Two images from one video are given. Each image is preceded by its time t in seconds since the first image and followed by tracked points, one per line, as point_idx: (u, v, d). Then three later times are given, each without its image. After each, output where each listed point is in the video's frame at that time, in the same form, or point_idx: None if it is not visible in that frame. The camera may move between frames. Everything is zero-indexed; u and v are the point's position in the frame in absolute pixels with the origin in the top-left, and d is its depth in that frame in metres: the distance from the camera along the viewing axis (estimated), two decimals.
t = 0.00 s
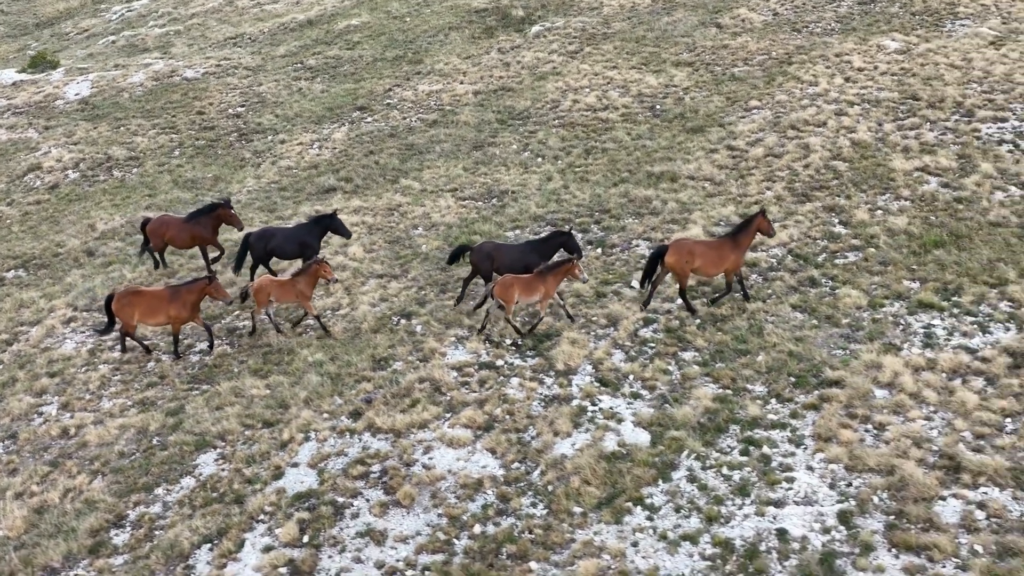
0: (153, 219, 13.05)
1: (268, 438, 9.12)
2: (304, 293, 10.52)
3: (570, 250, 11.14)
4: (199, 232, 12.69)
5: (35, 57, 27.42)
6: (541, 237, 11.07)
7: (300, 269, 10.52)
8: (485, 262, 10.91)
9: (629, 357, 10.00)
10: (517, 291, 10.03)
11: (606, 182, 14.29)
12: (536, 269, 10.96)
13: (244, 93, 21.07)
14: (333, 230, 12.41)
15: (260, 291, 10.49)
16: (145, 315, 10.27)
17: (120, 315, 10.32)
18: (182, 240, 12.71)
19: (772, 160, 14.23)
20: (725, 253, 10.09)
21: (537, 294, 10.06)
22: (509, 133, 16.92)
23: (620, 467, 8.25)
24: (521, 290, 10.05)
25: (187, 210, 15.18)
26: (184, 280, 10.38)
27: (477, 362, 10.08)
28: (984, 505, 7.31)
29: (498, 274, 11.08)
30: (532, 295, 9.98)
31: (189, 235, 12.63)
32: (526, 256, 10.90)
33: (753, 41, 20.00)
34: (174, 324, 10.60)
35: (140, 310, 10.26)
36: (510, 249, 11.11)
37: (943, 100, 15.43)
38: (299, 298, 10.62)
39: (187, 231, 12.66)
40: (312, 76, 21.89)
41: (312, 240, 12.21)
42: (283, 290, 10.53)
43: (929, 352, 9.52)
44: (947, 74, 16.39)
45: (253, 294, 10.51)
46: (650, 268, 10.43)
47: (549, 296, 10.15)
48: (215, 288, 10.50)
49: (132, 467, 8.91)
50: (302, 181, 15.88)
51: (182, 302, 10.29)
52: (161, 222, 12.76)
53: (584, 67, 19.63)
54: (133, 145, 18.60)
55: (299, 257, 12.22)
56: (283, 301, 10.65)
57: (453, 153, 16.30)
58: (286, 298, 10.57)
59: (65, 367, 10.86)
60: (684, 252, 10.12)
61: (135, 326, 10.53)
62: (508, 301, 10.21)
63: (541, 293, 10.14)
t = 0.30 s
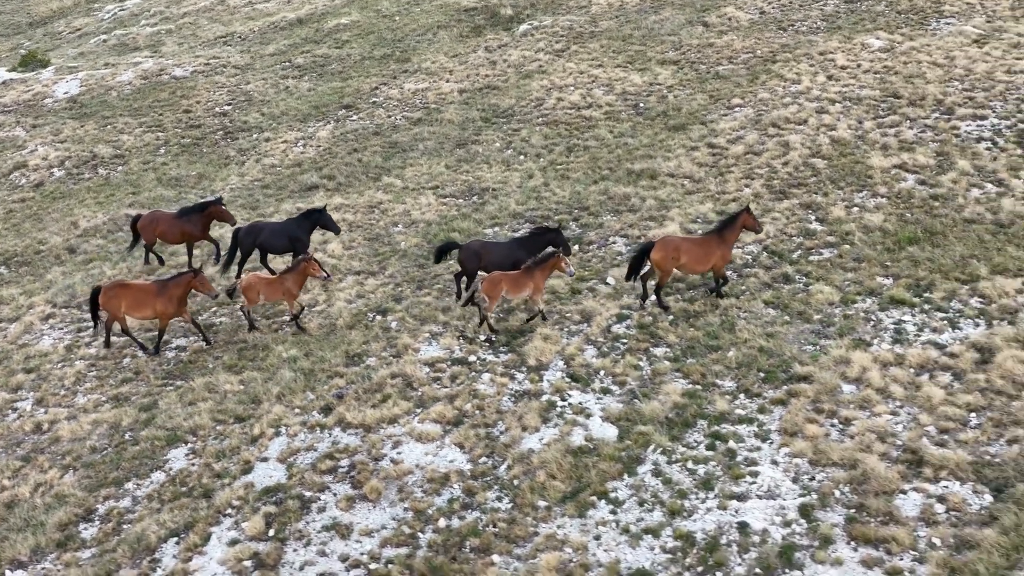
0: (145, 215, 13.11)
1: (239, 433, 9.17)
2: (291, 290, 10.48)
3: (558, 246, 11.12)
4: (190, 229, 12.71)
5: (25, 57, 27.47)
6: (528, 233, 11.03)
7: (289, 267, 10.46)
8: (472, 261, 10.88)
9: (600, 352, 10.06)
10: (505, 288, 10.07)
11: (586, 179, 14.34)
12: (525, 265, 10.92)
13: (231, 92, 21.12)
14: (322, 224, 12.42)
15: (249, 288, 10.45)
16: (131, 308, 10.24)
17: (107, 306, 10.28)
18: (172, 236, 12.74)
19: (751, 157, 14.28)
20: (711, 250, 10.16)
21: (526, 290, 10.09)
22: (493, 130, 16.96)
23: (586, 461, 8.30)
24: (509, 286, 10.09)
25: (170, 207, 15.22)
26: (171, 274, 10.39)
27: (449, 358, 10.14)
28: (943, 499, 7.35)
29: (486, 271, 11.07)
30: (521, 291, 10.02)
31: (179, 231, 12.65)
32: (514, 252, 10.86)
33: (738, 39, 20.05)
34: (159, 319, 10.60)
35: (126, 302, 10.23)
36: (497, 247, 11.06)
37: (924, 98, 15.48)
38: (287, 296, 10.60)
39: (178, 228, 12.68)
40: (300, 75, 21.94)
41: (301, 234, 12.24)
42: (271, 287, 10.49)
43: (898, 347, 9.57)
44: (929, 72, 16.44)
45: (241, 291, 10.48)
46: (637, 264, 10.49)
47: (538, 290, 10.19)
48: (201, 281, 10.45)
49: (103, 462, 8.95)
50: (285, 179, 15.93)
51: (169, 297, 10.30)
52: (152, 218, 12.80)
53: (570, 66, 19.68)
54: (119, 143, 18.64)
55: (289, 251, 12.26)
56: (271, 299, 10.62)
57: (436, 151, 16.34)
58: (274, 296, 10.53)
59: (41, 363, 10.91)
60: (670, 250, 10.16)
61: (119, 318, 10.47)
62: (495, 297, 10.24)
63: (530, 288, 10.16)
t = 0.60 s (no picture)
0: (136, 209, 13.15)
1: (208, 429, 9.21)
2: (278, 288, 10.48)
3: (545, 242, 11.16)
4: (178, 226, 12.70)
5: (15, 56, 27.52)
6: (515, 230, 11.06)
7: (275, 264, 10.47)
8: (459, 260, 10.97)
9: (571, 349, 10.11)
10: (492, 284, 10.19)
11: (566, 177, 14.39)
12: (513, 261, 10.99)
13: (218, 91, 21.16)
14: (310, 221, 12.46)
15: (236, 284, 10.48)
16: (117, 304, 10.26)
17: (92, 303, 10.28)
18: (162, 232, 12.83)
19: (730, 155, 14.33)
20: (695, 246, 10.19)
21: (513, 286, 10.23)
22: (476, 129, 17.01)
23: (551, 456, 8.35)
24: (495, 282, 10.21)
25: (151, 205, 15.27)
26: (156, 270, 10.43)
27: (421, 354, 10.19)
28: (902, 493, 7.37)
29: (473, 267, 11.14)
30: (507, 287, 10.15)
31: (168, 228, 12.67)
32: (501, 249, 10.91)
33: (723, 38, 20.09)
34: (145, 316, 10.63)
35: (112, 299, 10.25)
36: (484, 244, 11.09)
37: (904, 96, 15.52)
38: (274, 293, 10.60)
39: (168, 224, 12.72)
40: (287, 74, 21.98)
41: (289, 232, 12.30)
42: (258, 284, 10.50)
43: (867, 343, 9.62)
44: (911, 71, 16.47)
45: (228, 288, 10.51)
46: (622, 261, 10.53)
47: (525, 286, 10.34)
48: (187, 279, 10.56)
49: (73, 457, 8.99)
50: (267, 177, 15.97)
51: (155, 293, 10.35)
52: (143, 214, 12.84)
53: (555, 64, 19.72)
54: (104, 142, 18.68)
55: (278, 249, 12.34)
56: (258, 295, 10.65)
57: (419, 149, 16.39)
58: (260, 292, 10.56)
59: (17, 360, 10.96)
60: (654, 246, 10.19)
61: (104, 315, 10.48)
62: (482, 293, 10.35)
63: (517, 284, 10.30)
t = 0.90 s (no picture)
0: (123, 206, 13.22)
1: (177, 425, 9.25)
2: (263, 283, 10.46)
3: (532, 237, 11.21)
4: (167, 223, 12.86)
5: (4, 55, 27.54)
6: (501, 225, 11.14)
7: (261, 259, 10.47)
8: (444, 256, 11.01)
9: (541, 346, 10.15)
10: (478, 277, 10.18)
11: (545, 175, 14.44)
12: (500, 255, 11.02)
13: (204, 90, 21.20)
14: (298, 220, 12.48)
15: (221, 280, 10.48)
16: (103, 304, 10.25)
17: (77, 304, 10.25)
18: (150, 230, 12.93)
19: (709, 154, 14.38)
20: (680, 238, 10.22)
21: (499, 279, 10.21)
22: (458, 128, 17.05)
23: (515, 452, 8.38)
24: (481, 275, 10.20)
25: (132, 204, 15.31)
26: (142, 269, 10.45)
27: (392, 352, 10.23)
28: (861, 489, 7.39)
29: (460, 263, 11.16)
30: (494, 280, 10.13)
31: (156, 225, 12.81)
32: (488, 244, 10.96)
33: (708, 37, 20.13)
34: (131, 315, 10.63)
35: (97, 299, 10.24)
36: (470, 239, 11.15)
37: (884, 95, 15.57)
38: (259, 288, 10.58)
39: (156, 222, 12.85)
40: (273, 73, 22.02)
41: (276, 231, 12.30)
42: (243, 280, 10.50)
43: (834, 340, 9.65)
44: (892, 70, 16.51)
45: (214, 283, 10.51)
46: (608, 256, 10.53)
47: (511, 279, 10.31)
48: (173, 278, 10.54)
49: (42, 454, 9.01)
50: (249, 176, 16.00)
51: (141, 292, 10.37)
52: (131, 211, 12.93)
53: (539, 63, 19.76)
54: (89, 141, 18.70)
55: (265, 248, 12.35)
56: (243, 291, 10.64)
57: (401, 148, 16.42)
58: (245, 288, 10.53)
59: None
60: (639, 239, 10.20)
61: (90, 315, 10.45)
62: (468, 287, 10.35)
63: (503, 277, 10.28)
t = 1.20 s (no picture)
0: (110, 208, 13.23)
1: (145, 423, 9.28)
2: (249, 282, 10.52)
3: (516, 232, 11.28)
4: (157, 222, 12.94)
5: None
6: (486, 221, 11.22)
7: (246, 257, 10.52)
8: (430, 251, 11.10)
9: (510, 344, 10.19)
10: (464, 272, 10.25)
11: (523, 174, 14.47)
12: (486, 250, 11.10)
13: (190, 89, 21.24)
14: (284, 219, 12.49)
15: (206, 278, 10.51)
16: (87, 302, 10.25)
17: (60, 303, 10.23)
18: (139, 229, 12.94)
19: (687, 153, 14.41)
20: (664, 234, 10.27)
21: (484, 273, 10.27)
22: (440, 127, 17.08)
23: (478, 450, 8.41)
24: (467, 270, 10.27)
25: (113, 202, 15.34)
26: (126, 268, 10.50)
27: (361, 350, 10.26)
28: (819, 485, 7.40)
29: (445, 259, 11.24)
30: (479, 274, 10.19)
31: (146, 224, 12.86)
32: (473, 239, 11.04)
33: (693, 36, 20.15)
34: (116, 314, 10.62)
35: (81, 297, 10.23)
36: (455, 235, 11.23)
37: (863, 94, 15.60)
38: (245, 286, 10.63)
39: (145, 221, 12.90)
40: (260, 72, 22.05)
41: (262, 230, 12.30)
42: (229, 278, 10.52)
43: (802, 338, 9.68)
44: (872, 69, 16.54)
45: (199, 282, 10.54)
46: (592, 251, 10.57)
47: (497, 273, 10.36)
48: (156, 278, 10.65)
49: (9, 452, 9.04)
50: (230, 175, 16.03)
51: (126, 290, 10.39)
52: (119, 211, 12.94)
53: (523, 63, 19.78)
54: (72, 140, 18.73)
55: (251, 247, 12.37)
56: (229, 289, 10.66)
57: (382, 147, 16.45)
58: (231, 287, 10.56)
59: None
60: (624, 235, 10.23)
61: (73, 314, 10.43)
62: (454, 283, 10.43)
63: (488, 272, 10.34)
